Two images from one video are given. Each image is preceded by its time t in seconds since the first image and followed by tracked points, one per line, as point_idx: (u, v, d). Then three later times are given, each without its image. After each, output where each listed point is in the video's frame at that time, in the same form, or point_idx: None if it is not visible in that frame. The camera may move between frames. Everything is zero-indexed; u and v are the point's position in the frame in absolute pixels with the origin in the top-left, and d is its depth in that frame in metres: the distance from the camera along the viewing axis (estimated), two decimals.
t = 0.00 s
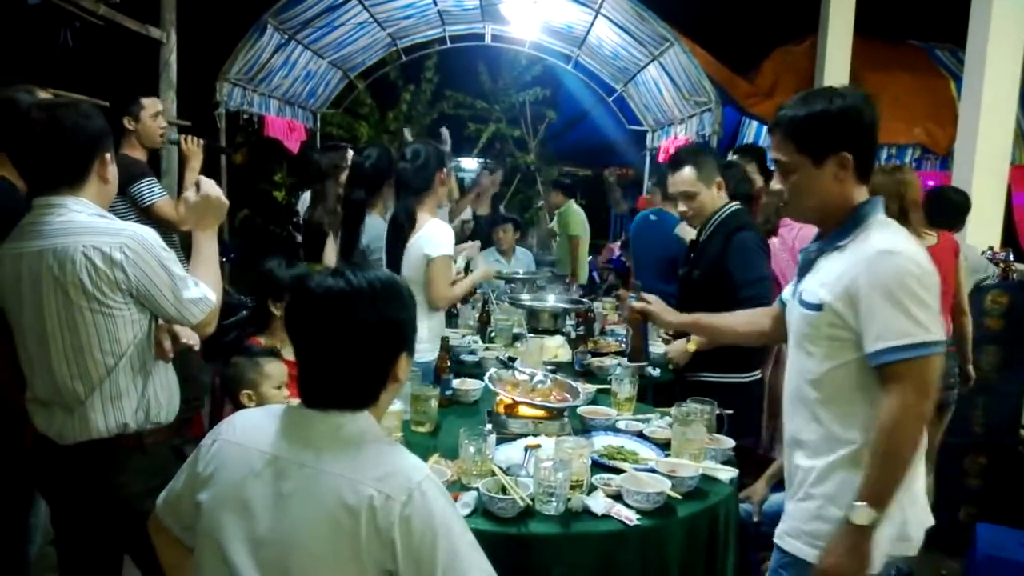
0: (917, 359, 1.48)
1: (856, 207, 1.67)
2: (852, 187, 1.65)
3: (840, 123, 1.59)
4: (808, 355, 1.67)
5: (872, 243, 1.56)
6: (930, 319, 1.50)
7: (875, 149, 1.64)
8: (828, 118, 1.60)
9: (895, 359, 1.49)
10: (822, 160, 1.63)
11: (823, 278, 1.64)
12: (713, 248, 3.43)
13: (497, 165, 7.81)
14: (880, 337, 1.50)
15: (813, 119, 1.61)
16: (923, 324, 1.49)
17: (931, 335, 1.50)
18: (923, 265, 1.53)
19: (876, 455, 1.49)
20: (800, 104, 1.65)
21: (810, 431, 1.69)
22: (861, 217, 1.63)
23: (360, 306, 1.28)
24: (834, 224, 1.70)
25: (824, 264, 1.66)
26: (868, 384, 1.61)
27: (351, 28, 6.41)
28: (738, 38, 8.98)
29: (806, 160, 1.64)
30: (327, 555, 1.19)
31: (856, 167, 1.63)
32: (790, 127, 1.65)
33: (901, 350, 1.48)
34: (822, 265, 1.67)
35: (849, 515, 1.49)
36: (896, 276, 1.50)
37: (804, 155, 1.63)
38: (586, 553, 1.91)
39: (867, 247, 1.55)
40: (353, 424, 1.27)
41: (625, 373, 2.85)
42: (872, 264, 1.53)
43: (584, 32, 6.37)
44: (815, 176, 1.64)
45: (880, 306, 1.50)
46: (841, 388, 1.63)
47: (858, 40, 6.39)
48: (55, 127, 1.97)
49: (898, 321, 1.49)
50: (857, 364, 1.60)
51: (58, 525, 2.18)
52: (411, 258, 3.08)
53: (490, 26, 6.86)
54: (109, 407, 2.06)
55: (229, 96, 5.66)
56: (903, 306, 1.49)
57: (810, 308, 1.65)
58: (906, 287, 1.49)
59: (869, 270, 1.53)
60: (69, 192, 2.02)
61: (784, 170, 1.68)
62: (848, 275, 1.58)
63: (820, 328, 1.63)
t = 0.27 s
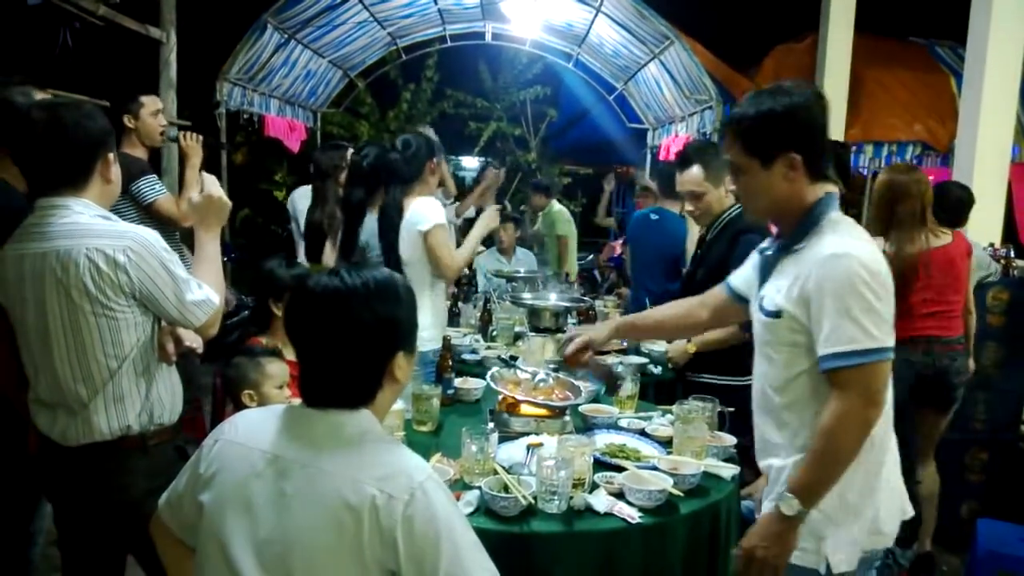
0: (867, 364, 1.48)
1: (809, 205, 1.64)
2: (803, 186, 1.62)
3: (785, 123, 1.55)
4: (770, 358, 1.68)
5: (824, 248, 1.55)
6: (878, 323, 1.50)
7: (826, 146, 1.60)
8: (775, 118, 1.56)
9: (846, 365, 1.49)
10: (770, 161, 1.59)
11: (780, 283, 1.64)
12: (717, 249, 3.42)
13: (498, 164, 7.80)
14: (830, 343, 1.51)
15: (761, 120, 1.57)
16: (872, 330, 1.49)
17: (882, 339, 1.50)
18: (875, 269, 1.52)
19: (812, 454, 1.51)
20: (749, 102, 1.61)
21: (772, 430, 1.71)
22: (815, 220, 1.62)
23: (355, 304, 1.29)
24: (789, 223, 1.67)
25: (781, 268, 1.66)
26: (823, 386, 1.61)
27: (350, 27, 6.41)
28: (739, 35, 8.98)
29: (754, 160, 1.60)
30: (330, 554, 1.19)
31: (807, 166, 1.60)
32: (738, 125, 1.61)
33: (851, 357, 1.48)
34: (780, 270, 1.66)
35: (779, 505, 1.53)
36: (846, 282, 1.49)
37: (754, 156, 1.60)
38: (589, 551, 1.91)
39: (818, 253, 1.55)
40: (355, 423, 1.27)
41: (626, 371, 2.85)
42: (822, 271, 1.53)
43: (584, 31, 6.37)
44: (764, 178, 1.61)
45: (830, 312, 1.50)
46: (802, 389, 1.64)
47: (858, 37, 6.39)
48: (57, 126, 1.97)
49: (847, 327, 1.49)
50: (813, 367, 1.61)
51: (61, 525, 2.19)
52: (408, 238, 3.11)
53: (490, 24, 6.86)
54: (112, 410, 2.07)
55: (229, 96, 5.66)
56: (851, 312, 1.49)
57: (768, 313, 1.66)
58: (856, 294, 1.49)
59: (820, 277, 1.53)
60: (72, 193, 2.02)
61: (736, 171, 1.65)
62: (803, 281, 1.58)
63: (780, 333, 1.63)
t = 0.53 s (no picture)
0: (865, 362, 1.49)
1: (769, 209, 1.64)
2: (759, 192, 1.61)
3: (733, 130, 1.54)
4: (757, 364, 1.67)
5: (809, 250, 1.55)
6: (872, 320, 1.51)
7: (780, 150, 1.59)
8: (727, 123, 1.54)
9: (845, 366, 1.49)
10: (724, 170, 1.57)
11: (762, 291, 1.63)
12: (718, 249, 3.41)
13: (495, 161, 7.80)
14: (828, 344, 1.50)
15: (712, 127, 1.55)
16: (872, 325, 1.50)
17: (877, 337, 1.50)
18: (861, 267, 1.53)
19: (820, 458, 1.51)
20: (702, 106, 1.59)
21: (763, 436, 1.71)
22: (785, 222, 1.62)
23: (354, 299, 1.29)
24: (751, 228, 1.67)
25: (757, 276, 1.65)
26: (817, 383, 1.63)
27: (348, 25, 6.41)
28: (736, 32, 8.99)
29: (708, 169, 1.58)
30: (328, 553, 1.20)
31: (761, 173, 1.58)
32: (687, 135, 1.60)
33: (849, 356, 1.49)
34: (755, 278, 1.65)
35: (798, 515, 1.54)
36: (841, 282, 1.50)
37: (708, 165, 1.58)
38: (587, 548, 1.92)
39: (805, 255, 1.55)
40: (352, 421, 1.28)
41: (624, 367, 2.86)
42: (814, 274, 1.53)
43: (582, 28, 6.37)
44: (719, 186, 1.60)
45: (829, 314, 1.50)
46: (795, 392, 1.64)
47: (855, 33, 6.40)
48: (58, 125, 1.98)
49: (844, 328, 1.49)
50: (808, 366, 1.62)
51: (59, 525, 2.18)
52: (400, 244, 3.10)
53: (488, 21, 6.85)
54: (112, 411, 2.07)
55: (226, 94, 5.66)
56: (847, 313, 1.49)
57: (753, 322, 1.64)
58: (852, 293, 1.50)
59: (813, 280, 1.53)
60: (73, 194, 2.02)
61: (691, 180, 1.63)
62: (791, 286, 1.57)
63: (769, 340, 1.62)
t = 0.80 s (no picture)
0: (853, 359, 1.49)
1: (745, 207, 1.64)
2: (734, 191, 1.61)
3: (707, 129, 1.54)
4: (741, 364, 1.67)
5: (787, 251, 1.56)
6: (855, 316, 1.51)
7: (753, 148, 1.60)
8: (700, 121, 1.54)
9: (832, 363, 1.50)
10: (700, 171, 1.57)
11: (742, 292, 1.64)
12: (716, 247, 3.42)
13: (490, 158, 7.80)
14: (815, 343, 1.51)
15: (684, 125, 1.55)
16: (856, 321, 1.50)
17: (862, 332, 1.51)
18: (839, 264, 1.54)
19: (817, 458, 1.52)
20: (674, 104, 1.58)
21: (748, 433, 1.72)
22: (760, 222, 1.62)
23: (352, 295, 1.30)
24: (728, 229, 1.67)
25: (735, 278, 1.65)
26: (802, 379, 1.64)
27: (343, 22, 6.40)
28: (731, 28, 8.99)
29: (682, 171, 1.58)
30: (324, 550, 1.20)
31: (735, 171, 1.59)
32: (658, 137, 1.59)
33: (835, 354, 1.49)
34: (733, 280, 1.65)
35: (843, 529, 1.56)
36: (822, 281, 1.50)
37: (683, 166, 1.58)
38: (583, 544, 1.93)
39: (785, 256, 1.55)
40: (345, 417, 1.28)
41: (619, 363, 2.87)
42: (794, 274, 1.53)
43: (577, 24, 6.37)
44: (694, 187, 1.60)
45: (812, 314, 1.51)
46: (782, 389, 1.64)
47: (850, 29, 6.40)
48: (55, 123, 1.98)
49: (829, 326, 1.49)
50: (792, 364, 1.63)
51: (54, 523, 2.18)
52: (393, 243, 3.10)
53: (482, 17, 6.85)
54: (108, 411, 2.07)
55: (221, 91, 5.65)
56: (830, 310, 1.49)
57: (735, 324, 1.65)
58: (834, 291, 1.50)
59: (794, 280, 1.53)
60: (72, 196, 2.02)
61: (666, 181, 1.63)
62: (772, 287, 1.58)
63: (754, 340, 1.63)
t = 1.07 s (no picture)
0: (843, 359, 1.49)
1: (737, 205, 1.63)
2: (725, 190, 1.60)
3: (699, 126, 1.53)
4: (731, 362, 1.67)
5: (779, 250, 1.55)
6: (845, 315, 1.51)
7: (743, 147, 1.59)
8: (691, 119, 1.53)
9: (822, 363, 1.49)
10: (690, 168, 1.56)
11: (732, 291, 1.63)
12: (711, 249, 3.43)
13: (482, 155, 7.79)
14: (806, 343, 1.50)
15: (676, 122, 1.54)
16: (845, 322, 1.50)
17: (852, 332, 1.51)
18: (830, 263, 1.53)
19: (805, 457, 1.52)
20: (665, 101, 1.57)
21: (735, 431, 1.72)
22: (750, 221, 1.61)
23: (343, 293, 1.29)
24: (720, 227, 1.66)
25: (724, 275, 1.64)
26: (790, 378, 1.64)
27: (334, 18, 6.37)
28: (724, 25, 8.99)
29: (673, 168, 1.58)
30: (315, 550, 1.19)
31: (727, 170, 1.58)
32: (650, 135, 1.58)
33: (824, 354, 1.49)
34: (723, 278, 1.65)
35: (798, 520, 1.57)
36: (812, 281, 1.50)
37: (674, 164, 1.57)
38: (574, 543, 1.92)
39: (775, 254, 1.54)
40: (335, 416, 1.27)
41: (611, 361, 2.86)
42: (784, 274, 1.52)
43: (569, 21, 6.36)
44: (685, 185, 1.59)
45: (802, 314, 1.50)
46: (771, 387, 1.64)
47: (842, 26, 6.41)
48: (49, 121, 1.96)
49: (820, 326, 1.49)
50: (781, 363, 1.62)
51: (43, 523, 2.16)
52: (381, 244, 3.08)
53: (474, 14, 6.83)
54: (96, 412, 2.05)
55: (211, 88, 5.62)
56: (821, 310, 1.49)
57: (725, 323, 1.65)
58: (825, 291, 1.50)
59: (784, 279, 1.52)
60: (64, 195, 2.01)
61: (656, 178, 1.62)
62: (762, 286, 1.57)
63: (744, 339, 1.63)
